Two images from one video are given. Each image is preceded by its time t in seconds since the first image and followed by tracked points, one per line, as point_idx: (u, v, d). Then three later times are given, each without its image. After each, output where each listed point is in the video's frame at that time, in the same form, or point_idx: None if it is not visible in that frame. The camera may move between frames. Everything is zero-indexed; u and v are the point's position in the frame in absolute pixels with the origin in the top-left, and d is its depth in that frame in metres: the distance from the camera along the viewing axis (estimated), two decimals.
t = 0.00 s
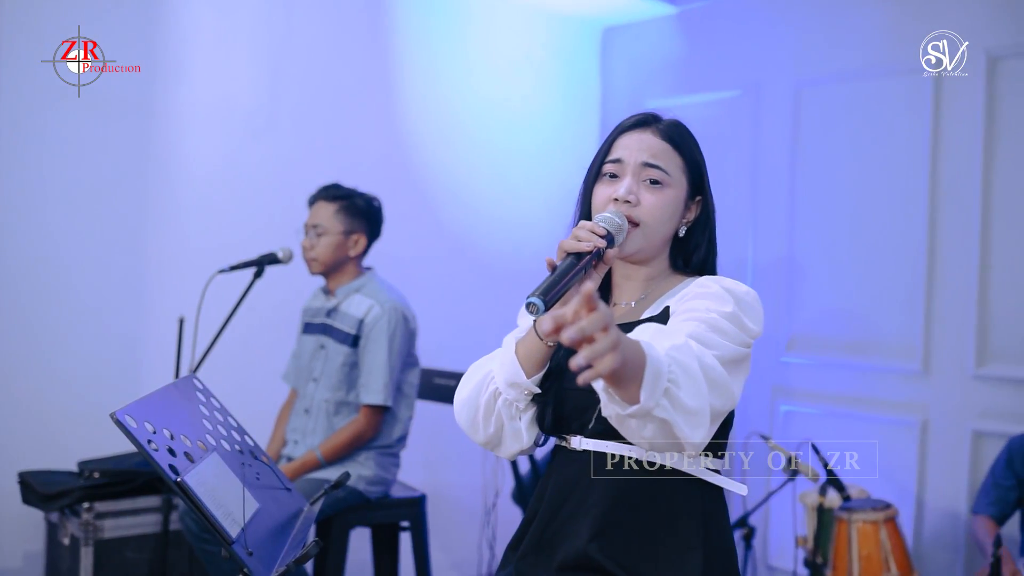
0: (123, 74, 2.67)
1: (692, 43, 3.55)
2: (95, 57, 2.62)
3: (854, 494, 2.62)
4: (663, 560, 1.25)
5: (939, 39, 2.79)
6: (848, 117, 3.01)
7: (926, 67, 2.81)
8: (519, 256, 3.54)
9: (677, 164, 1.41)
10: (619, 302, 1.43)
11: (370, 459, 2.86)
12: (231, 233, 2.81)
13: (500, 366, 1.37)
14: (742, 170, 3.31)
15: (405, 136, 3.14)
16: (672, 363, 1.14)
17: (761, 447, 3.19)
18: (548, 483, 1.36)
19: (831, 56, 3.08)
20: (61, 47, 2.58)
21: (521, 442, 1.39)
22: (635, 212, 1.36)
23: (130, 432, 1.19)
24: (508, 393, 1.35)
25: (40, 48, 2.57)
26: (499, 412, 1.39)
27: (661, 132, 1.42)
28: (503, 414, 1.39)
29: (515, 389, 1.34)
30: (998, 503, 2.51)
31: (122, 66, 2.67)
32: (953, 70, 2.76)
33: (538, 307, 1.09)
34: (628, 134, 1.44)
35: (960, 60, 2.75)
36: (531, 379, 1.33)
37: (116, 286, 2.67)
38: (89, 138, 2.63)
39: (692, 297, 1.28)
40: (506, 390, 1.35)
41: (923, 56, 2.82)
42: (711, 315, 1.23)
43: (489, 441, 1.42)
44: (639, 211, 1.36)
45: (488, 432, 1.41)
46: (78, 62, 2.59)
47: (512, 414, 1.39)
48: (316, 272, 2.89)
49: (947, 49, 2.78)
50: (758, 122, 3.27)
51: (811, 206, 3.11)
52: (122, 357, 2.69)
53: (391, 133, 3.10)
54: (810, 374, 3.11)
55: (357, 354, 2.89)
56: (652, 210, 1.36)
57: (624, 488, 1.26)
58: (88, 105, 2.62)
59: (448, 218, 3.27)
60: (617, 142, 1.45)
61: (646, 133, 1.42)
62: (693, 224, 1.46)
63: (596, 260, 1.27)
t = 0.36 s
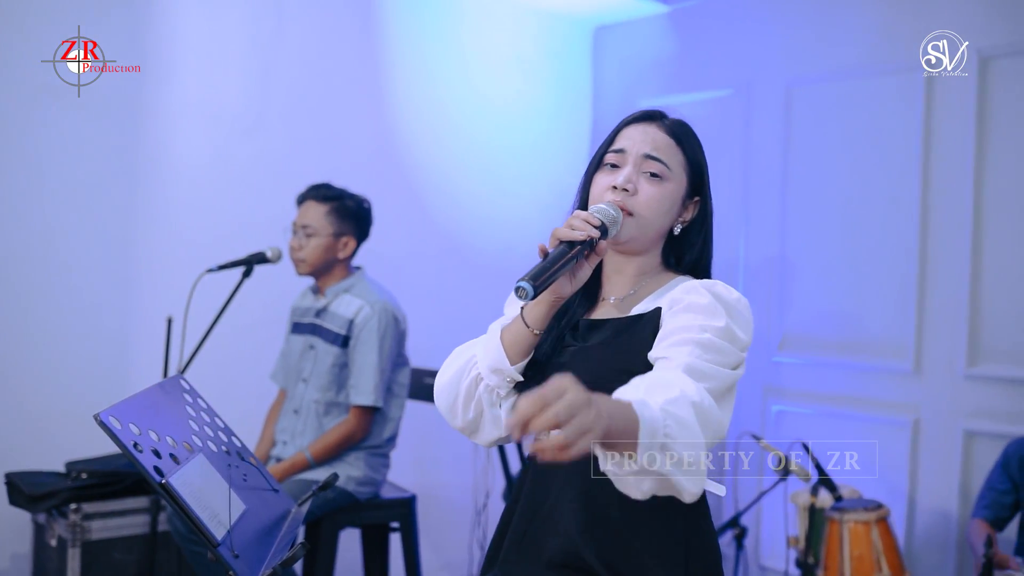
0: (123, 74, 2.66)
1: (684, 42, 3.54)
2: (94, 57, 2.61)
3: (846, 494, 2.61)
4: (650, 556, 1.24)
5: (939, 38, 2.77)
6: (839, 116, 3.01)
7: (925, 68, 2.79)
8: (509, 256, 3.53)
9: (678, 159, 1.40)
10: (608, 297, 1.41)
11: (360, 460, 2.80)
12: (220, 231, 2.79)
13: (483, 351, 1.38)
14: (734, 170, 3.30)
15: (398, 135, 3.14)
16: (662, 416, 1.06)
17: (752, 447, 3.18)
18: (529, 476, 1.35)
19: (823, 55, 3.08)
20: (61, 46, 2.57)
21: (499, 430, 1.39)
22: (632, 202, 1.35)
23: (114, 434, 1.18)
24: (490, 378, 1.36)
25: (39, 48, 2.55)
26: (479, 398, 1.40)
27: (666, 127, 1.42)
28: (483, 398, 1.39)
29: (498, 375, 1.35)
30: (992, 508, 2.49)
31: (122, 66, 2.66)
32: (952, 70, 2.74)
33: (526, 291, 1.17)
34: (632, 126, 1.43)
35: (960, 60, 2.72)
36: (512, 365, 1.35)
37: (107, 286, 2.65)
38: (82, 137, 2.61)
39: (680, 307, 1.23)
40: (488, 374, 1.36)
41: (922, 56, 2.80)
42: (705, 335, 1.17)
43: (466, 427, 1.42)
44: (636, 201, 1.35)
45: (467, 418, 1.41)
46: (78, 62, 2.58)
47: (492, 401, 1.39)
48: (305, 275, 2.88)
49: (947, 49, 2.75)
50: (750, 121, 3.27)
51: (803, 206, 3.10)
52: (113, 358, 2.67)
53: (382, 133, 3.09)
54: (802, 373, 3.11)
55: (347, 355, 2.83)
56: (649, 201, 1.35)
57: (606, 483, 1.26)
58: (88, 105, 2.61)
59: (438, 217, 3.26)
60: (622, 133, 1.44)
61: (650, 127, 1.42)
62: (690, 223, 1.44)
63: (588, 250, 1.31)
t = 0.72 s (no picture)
0: (123, 74, 2.65)
1: (677, 41, 3.54)
2: (95, 57, 2.61)
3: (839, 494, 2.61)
4: (639, 557, 1.24)
5: (938, 38, 2.75)
6: (831, 115, 3.01)
7: (923, 68, 2.77)
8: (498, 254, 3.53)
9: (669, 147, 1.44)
10: (595, 286, 1.42)
11: (348, 459, 2.81)
12: (209, 230, 2.77)
13: (466, 336, 1.40)
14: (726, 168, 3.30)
15: (389, 133, 3.12)
16: (662, 489, 1.15)
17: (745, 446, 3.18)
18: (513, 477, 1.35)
19: (815, 53, 3.07)
20: (61, 46, 2.57)
21: (479, 415, 1.40)
22: (625, 177, 1.38)
23: (99, 433, 1.17)
24: (471, 362, 1.38)
25: (39, 49, 2.55)
26: (459, 382, 1.40)
27: (656, 122, 1.47)
28: (463, 382, 1.40)
29: (479, 358, 1.37)
30: (975, 497, 2.49)
31: (122, 66, 2.65)
32: (951, 71, 2.72)
33: (509, 263, 1.19)
34: (624, 123, 1.49)
35: (960, 61, 2.70)
36: (493, 349, 1.36)
37: (98, 285, 2.63)
38: (74, 135, 2.59)
39: (668, 312, 1.23)
40: (469, 358, 1.38)
41: (921, 56, 2.78)
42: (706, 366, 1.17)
43: (444, 411, 1.42)
44: (629, 176, 1.38)
45: (445, 402, 1.42)
46: (78, 62, 2.58)
47: (472, 385, 1.40)
48: (292, 271, 2.86)
49: (946, 50, 2.73)
50: (743, 120, 3.26)
51: (796, 205, 3.10)
52: (104, 357, 2.65)
53: (373, 130, 3.08)
54: (795, 373, 3.11)
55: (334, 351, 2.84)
56: (642, 176, 1.38)
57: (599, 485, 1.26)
58: (88, 105, 2.60)
59: (429, 215, 3.25)
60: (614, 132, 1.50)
61: (642, 121, 1.46)
62: (684, 215, 1.45)
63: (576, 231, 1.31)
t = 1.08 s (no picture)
0: (122, 74, 2.65)
1: (673, 39, 3.52)
2: (94, 57, 2.60)
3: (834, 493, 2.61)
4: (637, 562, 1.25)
5: (938, 38, 2.74)
6: (826, 114, 3.01)
7: (923, 67, 2.76)
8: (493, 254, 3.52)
9: (629, 148, 1.40)
10: (581, 293, 1.43)
11: (342, 459, 2.79)
12: (203, 229, 2.76)
13: (452, 364, 1.44)
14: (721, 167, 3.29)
15: (383, 132, 3.11)
16: (729, 440, 1.18)
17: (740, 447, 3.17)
18: (511, 485, 1.38)
19: (810, 52, 3.07)
20: (61, 46, 2.56)
21: (478, 440, 1.44)
22: (594, 196, 1.34)
23: (89, 434, 1.17)
24: (461, 391, 1.42)
25: (39, 48, 2.53)
26: (454, 411, 1.45)
27: (609, 119, 1.43)
28: (458, 412, 1.44)
29: (468, 387, 1.41)
30: (977, 505, 2.48)
31: (121, 66, 2.64)
32: (951, 70, 2.71)
33: (471, 302, 1.15)
34: (576, 124, 1.44)
35: (960, 61, 2.69)
36: (480, 375, 1.41)
37: (93, 284, 2.62)
38: (69, 133, 2.58)
39: (669, 307, 1.27)
40: (459, 387, 1.42)
41: (921, 56, 2.77)
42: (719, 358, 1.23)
43: (447, 442, 1.47)
44: (597, 194, 1.35)
45: (445, 432, 1.46)
46: (78, 62, 2.58)
47: (467, 413, 1.44)
48: (287, 269, 2.85)
49: (947, 49, 2.72)
50: (738, 119, 3.25)
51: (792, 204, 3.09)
52: (97, 357, 2.64)
53: (367, 129, 3.07)
54: (790, 372, 3.10)
55: (327, 350, 2.84)
56: (609, 192, 1.35)
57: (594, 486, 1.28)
58: (87, 105, 2.60)
59: (423, 214, 3.25)
60: (566, 132, 1.44)
61: (595, 121, 1.43)
62: (651, 212, 1.44)
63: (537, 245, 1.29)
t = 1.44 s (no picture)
0: (122, 74, 2.64)
1: (674, 37, 3.51)
2: (94, 57, 2.60)
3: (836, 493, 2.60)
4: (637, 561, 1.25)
5: (938, 38, 2.72)
6: (827, 113, 2.99)
7: (923, 67, 2.75)
8: (493, 252, 3.51)
9: (621, 143, 1.38)
10: (581, 293, 1.42)
11: (344, 459, 2.78)
12: (202, 227, 2.75)
13: (453, 368, 1.42)
14: (722, 167, 3.28)
15: (382, 130, 3.10)
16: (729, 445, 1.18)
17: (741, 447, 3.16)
18: (511, 484, 1.37)
19: (811, 51, 3.06)
20: (61, 47, 2.56)
21: (479, 445, 1.41)
22: (587, 198, 1.34)
23: (83, 433, 1.17)
24: (462, 396, 1.40)
25: (38, 48, 2.53)
26: (454, 416, 1.42)
27: (599, 114, 1.41)
28: (458, 417, 1.41)
29: (469, 392, 1.39)
30: (976, 499, 2.47)
31: (122, 66, 2.64)
32: (951, 70, 2.70)
33: (480, 311, 1.12)
34: (567, 122, 1.42)
35: (961, 60, 2.68)
36: (481, 380, 1.39)
37: (91, 284, 2.61)
38: (68, 132, 2.57)
39: (667, 308, 1.26)
40: (460, 392, 1.40)
41: (921, 56, 2.76)
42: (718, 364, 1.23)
43: (446, 447, 1.44)
44: (591, 196, 1.34)
45: (445, 437, 1.43)
46: (78, 62, 2.57)
47: (468, 418, 1.41)
48: (291, 271, 2.85)
49: (947, 49, 2.71)
50: (739, 118, 3.24)
51: (793, 203, 3.08)
52: (96, 356, 2.63)
53: (366, 128, 3.06)
54: (791, 372, 3.09)
55: (331, 352, 2.82)
56: (603, 192, 1.34)
57: (593, 488, 1.27)
58: (88, 105, 2.60)
59: (423, 213, 3.24)
60: (557, 131, 1.43)
61: (585, 119, 1.41)
62: (650, 206, 1.42)
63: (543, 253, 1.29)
